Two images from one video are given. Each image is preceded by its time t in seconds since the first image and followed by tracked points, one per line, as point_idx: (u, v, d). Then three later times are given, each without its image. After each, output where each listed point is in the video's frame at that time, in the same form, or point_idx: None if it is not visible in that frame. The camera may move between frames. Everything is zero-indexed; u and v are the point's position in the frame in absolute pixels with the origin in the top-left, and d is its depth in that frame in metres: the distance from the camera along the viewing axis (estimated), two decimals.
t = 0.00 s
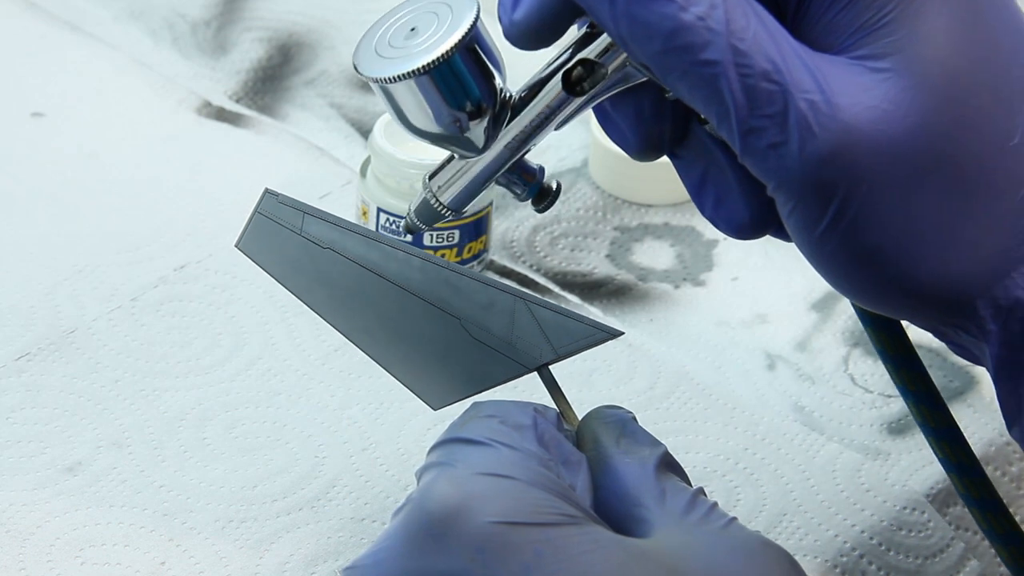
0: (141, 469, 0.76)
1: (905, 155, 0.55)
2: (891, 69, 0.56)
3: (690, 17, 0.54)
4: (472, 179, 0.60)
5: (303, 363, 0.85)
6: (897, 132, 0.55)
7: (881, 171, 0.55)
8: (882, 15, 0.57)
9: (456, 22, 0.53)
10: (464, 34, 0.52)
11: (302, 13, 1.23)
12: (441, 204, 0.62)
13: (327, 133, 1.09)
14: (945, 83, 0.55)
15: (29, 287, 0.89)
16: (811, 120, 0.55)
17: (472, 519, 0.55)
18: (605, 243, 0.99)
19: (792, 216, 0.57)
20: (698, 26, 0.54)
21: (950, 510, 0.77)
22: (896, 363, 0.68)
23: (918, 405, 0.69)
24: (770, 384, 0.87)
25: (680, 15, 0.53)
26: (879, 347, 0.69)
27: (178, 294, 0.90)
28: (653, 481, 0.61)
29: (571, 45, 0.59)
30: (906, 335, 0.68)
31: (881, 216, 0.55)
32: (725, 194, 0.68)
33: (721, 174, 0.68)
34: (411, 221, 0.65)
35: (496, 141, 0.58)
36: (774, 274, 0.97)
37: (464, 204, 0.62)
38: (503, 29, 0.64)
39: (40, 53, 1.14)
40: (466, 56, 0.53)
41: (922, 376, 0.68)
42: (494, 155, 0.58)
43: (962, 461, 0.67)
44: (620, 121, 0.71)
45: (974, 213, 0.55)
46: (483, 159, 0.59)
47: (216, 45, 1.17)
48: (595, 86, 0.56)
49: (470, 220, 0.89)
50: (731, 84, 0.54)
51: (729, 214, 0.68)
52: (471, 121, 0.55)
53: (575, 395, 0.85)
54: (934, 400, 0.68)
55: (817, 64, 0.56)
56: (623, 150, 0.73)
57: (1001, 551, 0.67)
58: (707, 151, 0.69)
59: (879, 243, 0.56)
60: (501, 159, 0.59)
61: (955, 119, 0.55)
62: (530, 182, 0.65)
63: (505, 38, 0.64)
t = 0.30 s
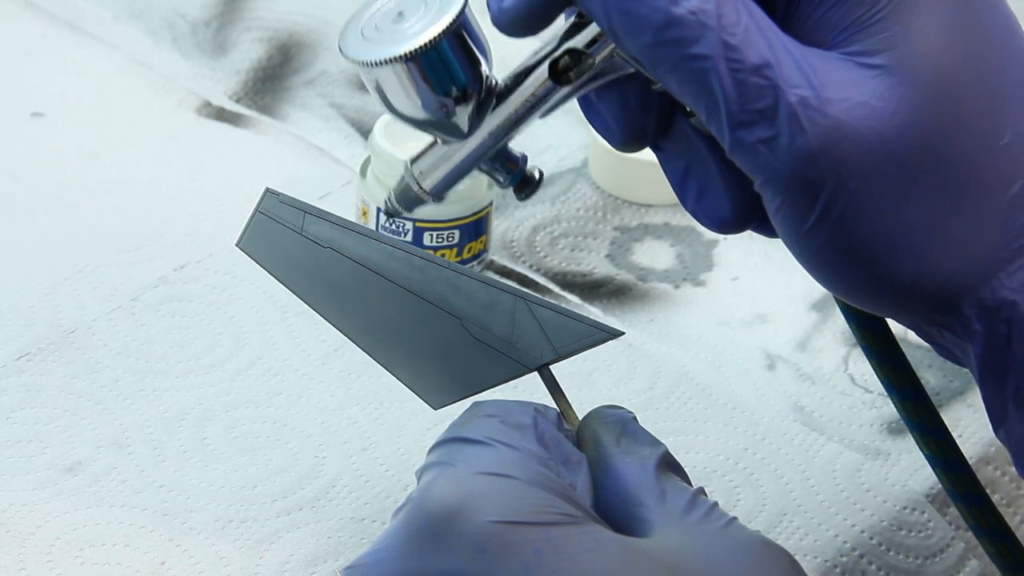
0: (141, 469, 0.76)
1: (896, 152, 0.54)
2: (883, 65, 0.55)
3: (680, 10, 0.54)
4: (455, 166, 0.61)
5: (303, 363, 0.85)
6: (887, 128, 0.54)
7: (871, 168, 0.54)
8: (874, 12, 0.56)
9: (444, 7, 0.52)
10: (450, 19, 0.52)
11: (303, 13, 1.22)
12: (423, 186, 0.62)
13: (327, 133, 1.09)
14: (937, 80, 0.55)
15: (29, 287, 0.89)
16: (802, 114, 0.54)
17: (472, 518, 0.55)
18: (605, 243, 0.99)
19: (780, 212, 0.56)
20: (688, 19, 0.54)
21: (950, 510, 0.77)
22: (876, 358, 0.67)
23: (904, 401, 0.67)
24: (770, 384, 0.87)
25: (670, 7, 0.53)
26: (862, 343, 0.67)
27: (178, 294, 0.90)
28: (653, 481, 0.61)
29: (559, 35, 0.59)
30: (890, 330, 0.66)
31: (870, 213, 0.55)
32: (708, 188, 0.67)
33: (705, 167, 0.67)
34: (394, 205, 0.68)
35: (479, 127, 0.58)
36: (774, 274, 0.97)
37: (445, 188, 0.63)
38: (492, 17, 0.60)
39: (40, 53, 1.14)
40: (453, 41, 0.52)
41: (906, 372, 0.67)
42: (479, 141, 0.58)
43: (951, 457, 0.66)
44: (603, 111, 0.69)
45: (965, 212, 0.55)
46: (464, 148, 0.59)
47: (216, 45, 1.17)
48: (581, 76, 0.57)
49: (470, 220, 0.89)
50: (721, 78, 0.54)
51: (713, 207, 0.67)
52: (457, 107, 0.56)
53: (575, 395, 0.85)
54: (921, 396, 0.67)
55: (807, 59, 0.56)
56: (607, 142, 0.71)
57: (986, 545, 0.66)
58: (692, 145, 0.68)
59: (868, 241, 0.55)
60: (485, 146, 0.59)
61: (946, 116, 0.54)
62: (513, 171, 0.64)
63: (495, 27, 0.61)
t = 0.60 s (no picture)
0: (141, 469, 0.76)
1: (888, 147, 0.54)
2: (874, 58, 0.55)
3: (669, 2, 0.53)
4: (444, 158, 0.58)
5: (303, 363, 0.85)
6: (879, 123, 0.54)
7: (862, 162, 0.54)
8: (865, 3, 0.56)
9: None
10: (440, 8, 0.50)
11: (302, 13, 1.22)
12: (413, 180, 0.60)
13: (327, 133, 1.09)
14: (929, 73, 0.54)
15: (29, 287, 0.89)
16: (790, 106, 0.53)
17: (473, 518, 0.55)
18: (605, 243, 0.99)
19: (770, 205, 0.56)
20: (678, 12, 0.53)
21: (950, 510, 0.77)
22: (868, 353, 0.66)
23: (895, 396, 0.67)
24: (770, 384, 0.87)
25: None
26: (854, 339, 0.66)
27: (178, 294, 0.90)
28: (655, 481, 0.61)
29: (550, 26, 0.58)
30: (880, 323, 0.65)
31: (861, 207, 0.54)
32: (696, 181, 0.68)
33: (693, 159, 0.67)
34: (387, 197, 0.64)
35: (469, 118, 0.56)
36: (774, 274, 0.97)
37: (436, 180, 0.60)
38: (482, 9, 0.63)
39: (40, 53, 1.14)
40: (443, 31, 0.51)
41: (897, 367, 0.66)
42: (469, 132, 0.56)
43: (939, 453, 0.66)
44: (593, 102, 0.70)
45: (956, 206, 0.55)
46: (454, 139, 0.57)
47: (216, 45, 1.17)
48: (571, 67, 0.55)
49: (470, 219, 0.89)
50: (711, 71, 0.53)
51: (702, 201, 0.67)
52: (447, 96, 0.53)
53: (575, 395, 0.85)
54: (910, 391, 0.67)
55: (796, 51, 0.55)
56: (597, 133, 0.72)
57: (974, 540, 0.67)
58: (681, 139, 0.68)
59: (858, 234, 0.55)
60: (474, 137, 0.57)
61: (940, 110, 0.54)
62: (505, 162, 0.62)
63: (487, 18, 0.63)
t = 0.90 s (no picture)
0: (141, 469, 0.76)
1: (875, 122, 0.51)
2: (866, 28, 0.52)
3: None
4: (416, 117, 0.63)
5: (303, 363, 0.85)
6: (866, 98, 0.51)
7: (848, 139, 0.51)
8: None
9: None
10: None
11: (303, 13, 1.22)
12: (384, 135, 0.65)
13: (328, 133, 1.09)
14: (923, 46, 0.51)
15: (30, 287, 0.89)
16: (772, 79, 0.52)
17: (475, 519, 0.55)
18: (605, 243, 0.99)
19: (750, 179, 0.54)
20: None
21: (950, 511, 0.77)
22: (847, 336, 0.67)
23: (873, 380, 0.69)
24: (770, 384, 0.87)
25: None
26: (833, 322, 0.67)
27: (178, 294, 0.90)
28: (655, 481, 0.61)
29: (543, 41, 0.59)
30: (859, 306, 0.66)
31: (846, 184, 0.52)
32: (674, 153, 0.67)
33: (672, 132, 0.66)
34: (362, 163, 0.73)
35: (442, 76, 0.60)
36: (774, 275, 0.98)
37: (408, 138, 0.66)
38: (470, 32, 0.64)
39: (40, 53, 1.14)
40: None
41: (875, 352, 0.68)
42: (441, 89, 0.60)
43: (917, 438, 0.68)
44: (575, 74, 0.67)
45: (944, 185, 0.53)
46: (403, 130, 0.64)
47: (216, 45, 1.17)
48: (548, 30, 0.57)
49: (470, 220, 0.89)
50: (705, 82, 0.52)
51: (678, 172, 0.66)
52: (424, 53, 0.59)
53: (575, 395, 0.85)
54: (886, 374, 0.68)
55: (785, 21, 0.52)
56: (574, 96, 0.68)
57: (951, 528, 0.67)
58: (660, 107, 0.66)
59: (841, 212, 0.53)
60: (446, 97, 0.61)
61: (932, 84, 0.51)
62: (479, 124, 0.64)
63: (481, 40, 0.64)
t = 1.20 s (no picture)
0: (141, 469, 0.76)
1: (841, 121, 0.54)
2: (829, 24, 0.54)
3: None
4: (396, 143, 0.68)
5: (303, 363, 0.85)
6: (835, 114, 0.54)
7: (818, 152, 0.54)
8: None
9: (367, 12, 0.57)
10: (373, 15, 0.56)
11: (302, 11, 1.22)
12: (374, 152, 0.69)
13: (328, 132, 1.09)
14: (892, 54, 0.53)
15: (30, 287, 0.90)
16: (740, 79, 0.56)
17: (477, 519, 0.55)
18: (605, 243, 1.00)
19: (724, 180, 0.57)
20: None
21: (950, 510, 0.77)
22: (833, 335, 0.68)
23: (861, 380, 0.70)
24: (770, 384, 0.87)
25: None
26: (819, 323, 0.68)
27: (178, 294, 0.90)
28: (652, 481, 0.61)
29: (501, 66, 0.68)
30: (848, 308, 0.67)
31: (818, 196, 0.54)
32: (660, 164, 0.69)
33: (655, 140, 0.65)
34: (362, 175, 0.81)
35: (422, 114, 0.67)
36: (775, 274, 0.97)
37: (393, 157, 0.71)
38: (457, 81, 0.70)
39: (40, 53, 1.14)
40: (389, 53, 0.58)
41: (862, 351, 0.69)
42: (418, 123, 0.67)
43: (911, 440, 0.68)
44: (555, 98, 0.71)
45: (919, 180, 0.53)
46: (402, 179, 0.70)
47: (216, 45, 1.17)
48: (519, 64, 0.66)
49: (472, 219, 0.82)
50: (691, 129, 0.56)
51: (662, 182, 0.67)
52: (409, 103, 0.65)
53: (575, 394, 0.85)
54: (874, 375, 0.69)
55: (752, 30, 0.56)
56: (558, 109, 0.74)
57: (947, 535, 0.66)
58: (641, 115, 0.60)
59: (814, 225, 0.55)
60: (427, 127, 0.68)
61: (898, 81, 0.52)
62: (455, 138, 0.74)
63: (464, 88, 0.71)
